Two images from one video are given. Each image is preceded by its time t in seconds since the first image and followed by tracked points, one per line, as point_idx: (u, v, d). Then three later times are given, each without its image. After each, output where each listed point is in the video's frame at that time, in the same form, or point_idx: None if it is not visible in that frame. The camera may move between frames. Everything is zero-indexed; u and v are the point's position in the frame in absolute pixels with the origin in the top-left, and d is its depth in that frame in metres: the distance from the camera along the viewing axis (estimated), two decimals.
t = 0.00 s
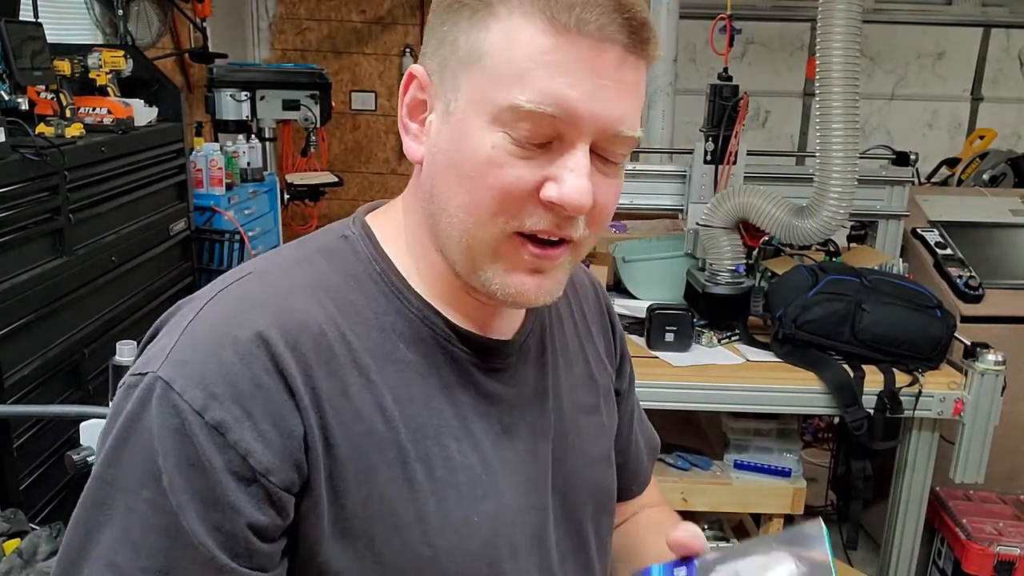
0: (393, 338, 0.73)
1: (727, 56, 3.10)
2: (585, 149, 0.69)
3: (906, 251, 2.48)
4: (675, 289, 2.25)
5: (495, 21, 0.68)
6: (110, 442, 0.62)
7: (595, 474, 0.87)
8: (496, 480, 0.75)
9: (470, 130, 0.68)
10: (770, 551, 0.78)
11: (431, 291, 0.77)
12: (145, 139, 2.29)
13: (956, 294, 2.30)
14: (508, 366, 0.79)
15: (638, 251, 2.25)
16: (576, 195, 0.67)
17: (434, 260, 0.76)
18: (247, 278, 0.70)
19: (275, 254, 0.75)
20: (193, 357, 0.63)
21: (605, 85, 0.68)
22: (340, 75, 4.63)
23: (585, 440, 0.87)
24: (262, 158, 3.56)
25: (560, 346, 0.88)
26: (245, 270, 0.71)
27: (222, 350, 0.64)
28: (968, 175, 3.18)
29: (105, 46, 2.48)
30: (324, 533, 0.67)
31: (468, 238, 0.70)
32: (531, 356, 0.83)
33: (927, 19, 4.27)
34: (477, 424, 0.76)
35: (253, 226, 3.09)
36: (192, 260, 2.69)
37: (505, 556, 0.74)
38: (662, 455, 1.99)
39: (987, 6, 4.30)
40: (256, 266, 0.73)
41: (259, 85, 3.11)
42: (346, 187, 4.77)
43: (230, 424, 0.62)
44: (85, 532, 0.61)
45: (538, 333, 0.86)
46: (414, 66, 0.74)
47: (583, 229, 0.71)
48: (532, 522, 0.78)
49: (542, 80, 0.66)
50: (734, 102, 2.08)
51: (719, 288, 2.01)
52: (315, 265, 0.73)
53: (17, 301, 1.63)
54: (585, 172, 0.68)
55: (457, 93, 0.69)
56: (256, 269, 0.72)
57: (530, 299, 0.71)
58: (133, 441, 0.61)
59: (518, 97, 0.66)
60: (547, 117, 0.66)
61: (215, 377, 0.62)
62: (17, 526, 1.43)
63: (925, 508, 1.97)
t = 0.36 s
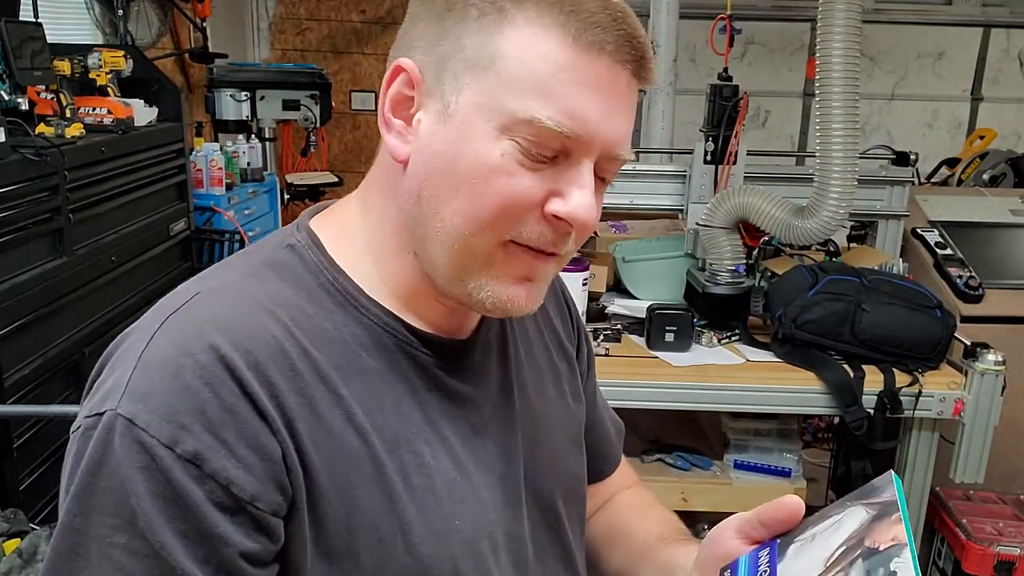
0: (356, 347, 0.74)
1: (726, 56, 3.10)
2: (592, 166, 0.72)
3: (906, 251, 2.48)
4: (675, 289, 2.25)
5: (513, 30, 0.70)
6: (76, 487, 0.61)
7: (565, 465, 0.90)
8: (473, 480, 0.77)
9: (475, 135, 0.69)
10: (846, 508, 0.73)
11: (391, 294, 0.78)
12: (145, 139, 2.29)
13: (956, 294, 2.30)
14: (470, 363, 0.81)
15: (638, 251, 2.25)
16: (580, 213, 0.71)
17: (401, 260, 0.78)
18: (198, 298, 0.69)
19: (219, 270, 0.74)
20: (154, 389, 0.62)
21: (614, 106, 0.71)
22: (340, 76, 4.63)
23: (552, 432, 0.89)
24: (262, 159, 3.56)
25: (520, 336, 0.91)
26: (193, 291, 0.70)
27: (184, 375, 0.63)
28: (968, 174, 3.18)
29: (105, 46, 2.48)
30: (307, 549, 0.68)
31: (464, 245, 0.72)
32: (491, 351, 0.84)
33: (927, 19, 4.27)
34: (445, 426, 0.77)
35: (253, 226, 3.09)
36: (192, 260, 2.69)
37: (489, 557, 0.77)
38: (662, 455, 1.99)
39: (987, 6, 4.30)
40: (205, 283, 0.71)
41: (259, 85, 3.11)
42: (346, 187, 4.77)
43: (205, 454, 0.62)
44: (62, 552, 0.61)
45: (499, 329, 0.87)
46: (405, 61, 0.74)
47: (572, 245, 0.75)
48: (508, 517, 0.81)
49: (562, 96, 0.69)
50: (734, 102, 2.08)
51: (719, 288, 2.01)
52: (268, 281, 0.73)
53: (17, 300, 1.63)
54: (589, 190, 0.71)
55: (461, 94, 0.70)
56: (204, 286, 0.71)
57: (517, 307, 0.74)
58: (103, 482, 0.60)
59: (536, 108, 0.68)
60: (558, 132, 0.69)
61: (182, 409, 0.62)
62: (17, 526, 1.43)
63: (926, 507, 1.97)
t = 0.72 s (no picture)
0: (338, 360, 0.72)
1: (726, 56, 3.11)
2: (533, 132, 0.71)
3: (906, 251, 2.48)
4: (675, 289, 2.25)
5: (415, 14, 0.67)
6: (58, 528, 0.59)
7: (557, 461, 0.90)
8: (465, 486, 0.77)
9: (407, 132, 0.68)
10: (843, 525, 0.78)
11: (368, 299, 0.78)
12: (145, 138, 2.29)
13: (956, 294, 2.30)
14: (454, 366, 0.80)
15: (638, 251, 2.25)
16: (534, 181, 0.70)
17: (368, 265, 0.77)
18: (172, 323, 0.67)
19: (190, 292, 0.72)
20: (135, 422, 0.60)
21: (542, 63, 0.70)
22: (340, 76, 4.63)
23: (540, 430, 0.89)
24: (262, 159, 3.56)
25: (503, 332, 0.91)
26: (166, 316, 0.68)
27: (164, 405, 0.61)
28: (968, 174, 3.18)
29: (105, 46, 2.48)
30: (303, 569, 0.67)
31: (426, 240, 0.70)
32: (473, 351, 0.84)
33: (927, 19, 4.27)
34: (434, 433, 0.77)
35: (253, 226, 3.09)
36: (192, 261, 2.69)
37: (489, 559, 0.77)
38: (662, 455, 1.99)
39: (987, 6, 4.31)
40: (177, 308, 0.69)
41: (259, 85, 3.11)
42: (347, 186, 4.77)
43: (192, 485, 0.60)
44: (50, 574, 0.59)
45: (480, 325, 0.88)
46: (317, 69, 0.72)
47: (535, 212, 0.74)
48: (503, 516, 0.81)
49: (480, 70, 0.67)
50: (734, 102, 2.09)
51: (719, 288, 2.01)
52: (242, 299, 0.72)
53: (18, 301, 1.63)
54: (536, 156, 0.70)
55: (383, 95, 0.69)
56: (177, 311, 0.69)
57: (502, 287, 0.74)
58: (88, 520, 0.58)
59: (458, 88, 0.67)
60: (487, 103, 0.67)
61: (166, 442, 0.60)
62: (18, 526, 1.43)
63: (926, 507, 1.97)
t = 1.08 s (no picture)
0: (356, 347, 0.71)
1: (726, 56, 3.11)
2: (513, 107, 0.68)
3: (906, 251, 2.48)
4: (675, 289, 2.25)
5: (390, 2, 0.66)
6: (71, 491, 0.60)
7: (569, 458, 0.88)
8: (476, 475, 0.75)
9: (388, 116, 0.67)
10: None
11: (386, 288, 0.76)
12: (145, 138, 2.29)
13: (956, 294, 2.30)
14: (471, 358, 0.79)
15: (638, 251, 2.25)
16: (512, 154, 0.67)
17: (379, 254, 0.75)
18: (195, 304, 0.66)
19: (219, 275, 0.71)
20: (150, 397, 0.59)
21: (516, 34, 0.67)
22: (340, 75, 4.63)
23: (556, 425, 0.87)
24: (262, 159, 3.56)
25: (520, 323, 0.90)
26: (192, 297, 0.67)
27: (179, 382, 0.60)
28: (968, 174, 3.18)
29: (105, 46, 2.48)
30: (311, 555, 0.65)
31: (415, 222, 0.69)
32: (489, 345, 0.83)
33: (927, 19, 4.27)
34: (449, 423, 0.75)
35: (253, 226, 3.09)
36: (193, 260, 2.69)
37: (497, 554, 0.75)
38: (662, 455, 1.99)
39: (987, 6, 4.31)
40: (207, 289, 0.69)
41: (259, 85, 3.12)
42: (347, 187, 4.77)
43: (200, 464, 0.59)
44: (63, 536, 0.60)
45: (498, 317, 0.87)
46: (317, 63, 0.72)
47: (526, 188, 0.71)
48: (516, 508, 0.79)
49: (457, 45, 0.65)
50: (734, 102, 2.09)
51: (720, 288, 2.01)
52: (266, 283, 0.71)
53: (18, 300, 1.63)
54: (515, 129, 0.68)
55: (368, 82, 0.68)
56: (204, 292, 0.68)
57: (496, 266, 0.71)
58: (99, 487, 0.58)
59: (429, 65, 0.65)
60: (461, 79, 0.66)
61: (178, 419, 0.59)
62: (17, 526, 1.43)
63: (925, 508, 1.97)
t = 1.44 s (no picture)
0: (389, 336, 0.71)
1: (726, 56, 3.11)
2: (524, 154, 0.67)
3: (906, 251, 2.49)
4: (675, 289, 2.25)
5: None
6: (114, 474, 0.59)
7: (575, 442, 0.90)
8: (503, 459, 0.76)
9: (402, 152, 0.66)
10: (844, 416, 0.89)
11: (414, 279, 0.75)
12: (145, 138, 2.29)
13: (956, 294, 2.30)
14: (489, 345, 0.80)
15: (638, 251, 2.25)
16: (519, 206, 0.67)
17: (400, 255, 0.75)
18: (229, 295, 0.65)
19: (247, 264, 0.70)
20: (190, 384, 0.59)
21: (531, 82, 0.65)
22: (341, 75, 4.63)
23: (564, 411, 0.90)
24: (262, 160, 3.56)
25: (527, 317, 0.91)
26: (226, 288, 0.66)
27: (217, 372, 0.59)
28: (968, 174, 3.18)
29: (105, 46, 2.48)
30: (368, 535, 0.66)
31: (422, 258, 0.69)
32: (504, 332, 0.84)
33: (927, 19, 4.27)
34: (475, 408, 0.76)
35: (253, 226, 3.09)
36: (193, 260, 2.69)
37: (526, 541, 0.76)
38: (662, 455, 1.99)
39: (987, 6, 4.30)
40: (238, 279, 0.67)
41: (259, 85, 3.12)
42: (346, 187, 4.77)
43: (243, 451, 0.58)
44: (102, 525, 0.59)
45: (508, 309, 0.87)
46: (338, 77, 0.71)
47: (534, 229, 0.71)
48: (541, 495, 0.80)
49: (470, 94, 0.64)
50: (734, 102, 2.09)
51: (720, 288, 2.01)
52: (297, 273, 0.70)
53: (17, 300, 1.63)
54: (524, 180, 0.67)
55: (385, 110, 0.67)
56: (235, 283, 0.67)
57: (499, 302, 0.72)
58: (144, 472, 0.58)
59: (440, 108, 0.64)
60: (473, 121, 0.65)
61: (218, 406, 0.58)
62: (18, 526, 1.43)
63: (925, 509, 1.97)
